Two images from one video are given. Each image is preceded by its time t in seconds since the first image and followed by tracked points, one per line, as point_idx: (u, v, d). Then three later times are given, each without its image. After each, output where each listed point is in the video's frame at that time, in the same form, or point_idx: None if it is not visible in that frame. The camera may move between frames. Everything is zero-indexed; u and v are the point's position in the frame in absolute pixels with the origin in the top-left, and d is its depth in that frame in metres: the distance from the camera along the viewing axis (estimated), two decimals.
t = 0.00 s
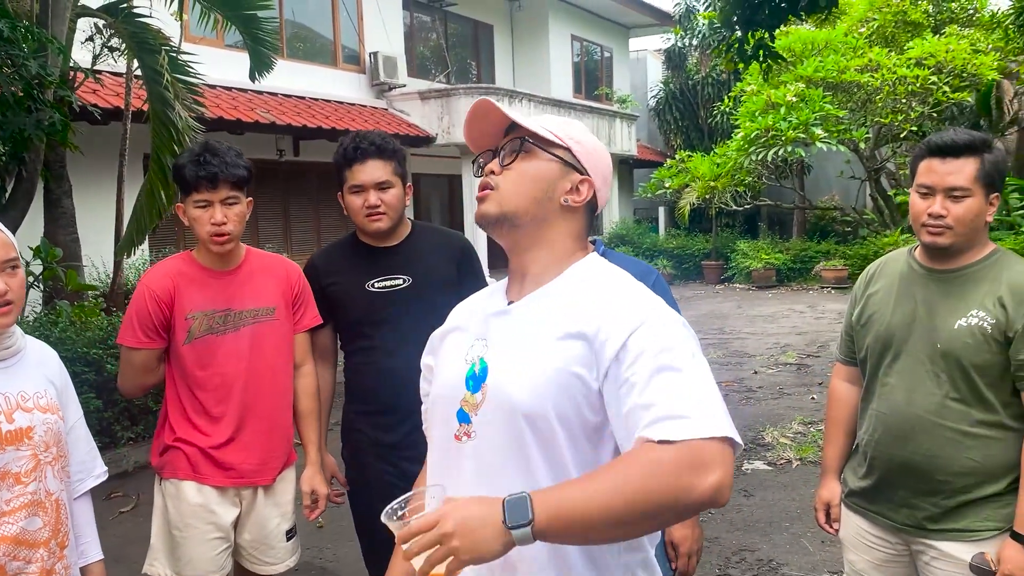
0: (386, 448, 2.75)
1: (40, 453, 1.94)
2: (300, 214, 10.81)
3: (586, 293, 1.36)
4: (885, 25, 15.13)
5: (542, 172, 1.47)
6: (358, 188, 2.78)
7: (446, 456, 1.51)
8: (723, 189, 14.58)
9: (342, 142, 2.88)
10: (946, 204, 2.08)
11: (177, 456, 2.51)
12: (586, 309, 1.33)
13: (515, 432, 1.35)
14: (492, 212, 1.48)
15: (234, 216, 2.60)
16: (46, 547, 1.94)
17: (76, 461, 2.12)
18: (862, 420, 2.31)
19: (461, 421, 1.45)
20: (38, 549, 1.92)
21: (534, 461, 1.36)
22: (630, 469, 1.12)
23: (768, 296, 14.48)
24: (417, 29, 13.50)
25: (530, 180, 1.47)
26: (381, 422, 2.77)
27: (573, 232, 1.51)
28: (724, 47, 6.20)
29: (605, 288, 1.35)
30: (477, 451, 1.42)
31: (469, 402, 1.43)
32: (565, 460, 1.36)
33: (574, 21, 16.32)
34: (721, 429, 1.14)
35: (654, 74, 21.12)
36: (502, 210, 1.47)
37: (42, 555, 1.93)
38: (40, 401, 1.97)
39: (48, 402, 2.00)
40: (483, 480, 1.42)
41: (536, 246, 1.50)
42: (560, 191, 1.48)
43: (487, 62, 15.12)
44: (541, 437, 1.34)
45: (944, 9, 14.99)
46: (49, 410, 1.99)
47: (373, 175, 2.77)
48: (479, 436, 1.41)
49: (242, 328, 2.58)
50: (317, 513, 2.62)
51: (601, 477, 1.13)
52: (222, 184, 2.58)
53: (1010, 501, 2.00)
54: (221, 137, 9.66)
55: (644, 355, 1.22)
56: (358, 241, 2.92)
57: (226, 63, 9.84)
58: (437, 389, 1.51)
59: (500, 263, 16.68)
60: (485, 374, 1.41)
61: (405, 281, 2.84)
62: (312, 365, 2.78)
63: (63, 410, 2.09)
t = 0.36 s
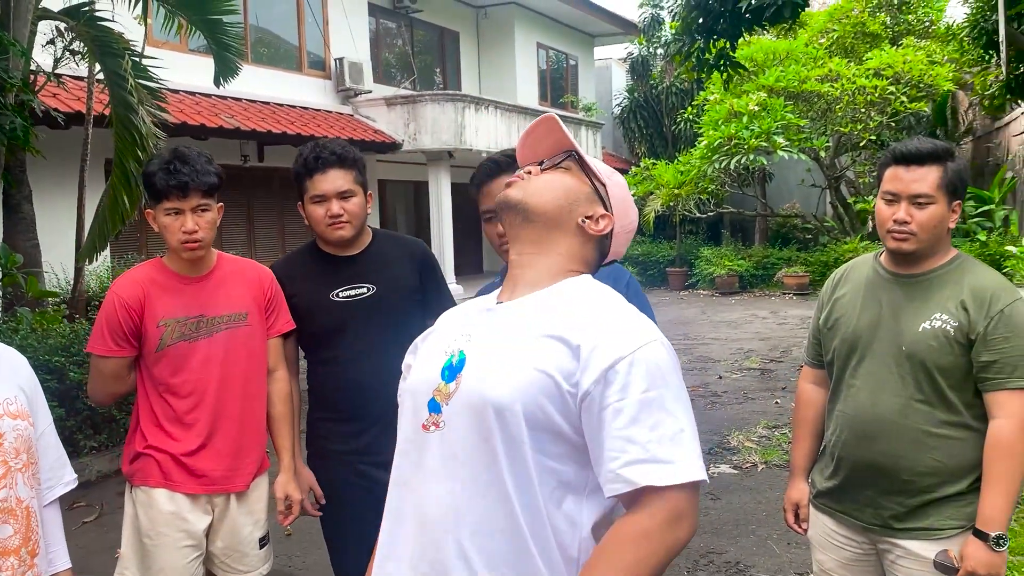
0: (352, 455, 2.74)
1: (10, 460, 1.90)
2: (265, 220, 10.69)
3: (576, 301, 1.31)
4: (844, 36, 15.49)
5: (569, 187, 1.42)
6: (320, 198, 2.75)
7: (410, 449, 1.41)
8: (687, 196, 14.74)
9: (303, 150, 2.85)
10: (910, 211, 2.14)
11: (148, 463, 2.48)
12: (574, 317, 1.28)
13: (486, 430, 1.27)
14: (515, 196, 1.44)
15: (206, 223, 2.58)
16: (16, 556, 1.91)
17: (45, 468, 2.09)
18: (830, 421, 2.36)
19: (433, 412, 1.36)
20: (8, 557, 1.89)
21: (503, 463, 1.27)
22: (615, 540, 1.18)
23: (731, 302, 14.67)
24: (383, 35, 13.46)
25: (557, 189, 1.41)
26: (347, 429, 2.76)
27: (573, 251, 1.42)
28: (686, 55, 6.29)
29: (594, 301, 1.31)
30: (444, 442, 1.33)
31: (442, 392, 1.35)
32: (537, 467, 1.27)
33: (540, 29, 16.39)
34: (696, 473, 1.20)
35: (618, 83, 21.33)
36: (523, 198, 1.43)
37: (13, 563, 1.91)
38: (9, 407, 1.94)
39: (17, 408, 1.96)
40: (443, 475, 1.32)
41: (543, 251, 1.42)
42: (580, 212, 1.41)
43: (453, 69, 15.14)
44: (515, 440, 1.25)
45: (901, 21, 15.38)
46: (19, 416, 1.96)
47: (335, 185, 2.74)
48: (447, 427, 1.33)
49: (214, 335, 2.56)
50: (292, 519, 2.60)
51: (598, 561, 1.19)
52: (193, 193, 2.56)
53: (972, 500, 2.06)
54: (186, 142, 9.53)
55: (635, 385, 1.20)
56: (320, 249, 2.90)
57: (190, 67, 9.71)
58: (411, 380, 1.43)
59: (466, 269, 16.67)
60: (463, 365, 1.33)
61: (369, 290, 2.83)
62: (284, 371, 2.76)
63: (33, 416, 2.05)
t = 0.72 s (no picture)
0: (329, 460, 2.74)
1: None
2: (242, 223, 10.62)
3: (574, 333, 1.33)
4: (820, 48, 15.76)
5: (591, 222, 1.43)
6: (302, 206, 2.75)
7: (391, 458, 1.41)
8: (664, 204, 14.88)
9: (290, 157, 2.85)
10: (886, 221, 2.19)
11: (129, 466, 2.46)
12: (574, 351, 1.30)
13: (474, 447, 1.28)
14: (539, 219, 1.46)
15: (191, 227, 2.58)
16: None
17: (22, 469, 2.08)
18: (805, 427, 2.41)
19: (418, 422, 1.36)
20: None
21: (488, 482, 1.27)
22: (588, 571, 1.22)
23: (707, 310, 14.79)
24: (363, 41, 13.45)
25: (581, 220, 1.43)
26: (324, 434, 2.76)
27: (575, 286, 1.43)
28: (664, 66, 6.37)
29: (593, 336, 1.33)
30: (426, 453, 1.33)
31: (431, 403, 1.36)
32: (522, 490, 1.28)
33: (520, 37, 16.48)
34: (673, 525, 1.24)
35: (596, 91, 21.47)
36: (547, 222, 1.45)
37: None
38: None
39: None
40: (422, 486, 1.31)
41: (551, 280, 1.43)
42: (595, 250, 1.43)
43: (433, 75, 15.16)
44: (503, 462, 1.26)
45: (875, 35, 15.68)
46: None
47: (317, 193, 2.74)
48: (432, 439, 1.32)
49: (197, 340, 2.55)
50: (272, 526, 2.59)
51: None
52: (178, 198, 2.56)
53: (944, 506, 2.11)
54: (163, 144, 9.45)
55: (631, 428, 1.23)
56: (297, 257, 2.90)
57: (168, 69, 9.63)
58: (400, 389, 1.44)
59: (445, 276, 16.66)
60: (456, 378, 1.35)
61: (351, 298, 2.83)
62: (267, 377, 2.74)
63: (11, 417, 2.04)
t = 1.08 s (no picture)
0: (320, 459, 2.73)
1: None
2: (232, 223, 10.56)
3: (543, 324, 1.33)
4: (810, 52, 15.85)
5: (553, 205, 1.43)
6: (294, 204, 2.74)
7: (371, 463, 1.39)
8: (655, 207, 14.90)
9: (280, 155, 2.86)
10: (879, 223, 2.20)
11: (121, 463, 2.45)
12: (541, 344, 1.29)
13: (450, 449, 1.27)
14: (500, 204, 1.45)
15: (187, 228, 2.57)
16: None
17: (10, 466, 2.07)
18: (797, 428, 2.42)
19: (393, 425, 1.35)
20: None
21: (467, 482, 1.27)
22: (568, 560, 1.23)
23: (697, 312, 14.82)
24: (354, 41, 13.41)
25: (543, 204, 1.43)
26: (315, 433, 2.75)
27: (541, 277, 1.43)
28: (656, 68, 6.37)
29: (560, 325, 1.33)
30: (404, 457, 1.32)
31: (405, 406, 1.34)
32: (501, 490, 1.28)
33: (512, 38, 16.47)
34: (653, 511, 1.24)
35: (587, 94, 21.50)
36: (508, 206, 1.44)
37: None
38: None
39: None
40: (405, 489, 1.31)
41: (515, 267, 1.43)
42: (558, 233, 1.43)
43: (424, 76, 15.14)
44: (480, 461, 1.26)
45: (865, 39, 15.76)
46: None
47: (310, 192, 2.73)
48: (408, 442, 1.31)
49: (191, 340, 2.54)
50: (263, 526, 2.58)
51: None
52: (174, 200, 2.55)
53: (935, 506, 2.12)
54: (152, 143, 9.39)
55: (604, 418, 1.23)
56: (286, 254, 2.90)
57: (158, 68, 9.57)
58: (372, 391, 1.43)
59: (435, 277, 16.63)
60: (427, 379, 1.34)
61: (341, 297, 2.83)
62: (261, 377, 2.73)
63: None
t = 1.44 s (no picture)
0: (331, 450, 2.74)
1: None
2: (237, 217, 10.57)
3: (533, 306, 1.33)
4: (815, 48, 15.81)
5: (536, 187, 1.43)
6: (305, 196, 2.74)
7: (372, 457, 1.38)
8: (659, 202, 14.88)
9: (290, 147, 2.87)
10: (892, 217, 2.20)
11: (136, 453, 2.47)
12: (535, 331, 1.29)
13: (452, 442, 1.26)
14: (484, 188, 1.44)
15: (205, 222, 2.58)
16: None
17: (25, 456, 2.09)
18: (807, 420, 2.42)
19: (394, 419, 1.33)
20: None
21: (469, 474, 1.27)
22: (570, 541, 1.24)
23: (702, 307, 14.81)
24: (359, 36, 13.39)
25: (526, 185, 1.43)
26: (326, 424, 2.75)
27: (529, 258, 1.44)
28: (662, 63, 6.36)
29: (553, 309, 1.32)
30: (407, 452, 1.31)
31: (404, 400, 1.32)
32: (501, 478, 1.29)
33: (516, 33, 16.44)
34: (653, 490, 1.26)
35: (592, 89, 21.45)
36: (492, 194, 1.43)
37: None
38: None
39: None
40: (409, 482, 1.31)
41: (503, 252, 1.43)
42: (544, 214, 1.43)
43: (429, 71, 15.13)
44: (481, 452, 1.26)
45: (871, 35, 15.72)
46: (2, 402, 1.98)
47: (320, 184, 2.74)
48: (410, 437, 1.30)
49: (206, 332, 2.56)
50: (278, 517, 2.60)
51: (541, 562, 1.24)
52: (194, 194, 2.56)
53: (946, 499, 2.12)
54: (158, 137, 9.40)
55: (602, 403, 1.24)
56: (296, 246, 2.90)
57: (164, 63, 9.56)
58: (368, 384, 1.40)
59: (439, 272, 16.63)
60: (425, 373, 1.32)
61: (351, 288, 2.83)
62: (276, 369, 2.72)
63: (13, 403, 2.06)
